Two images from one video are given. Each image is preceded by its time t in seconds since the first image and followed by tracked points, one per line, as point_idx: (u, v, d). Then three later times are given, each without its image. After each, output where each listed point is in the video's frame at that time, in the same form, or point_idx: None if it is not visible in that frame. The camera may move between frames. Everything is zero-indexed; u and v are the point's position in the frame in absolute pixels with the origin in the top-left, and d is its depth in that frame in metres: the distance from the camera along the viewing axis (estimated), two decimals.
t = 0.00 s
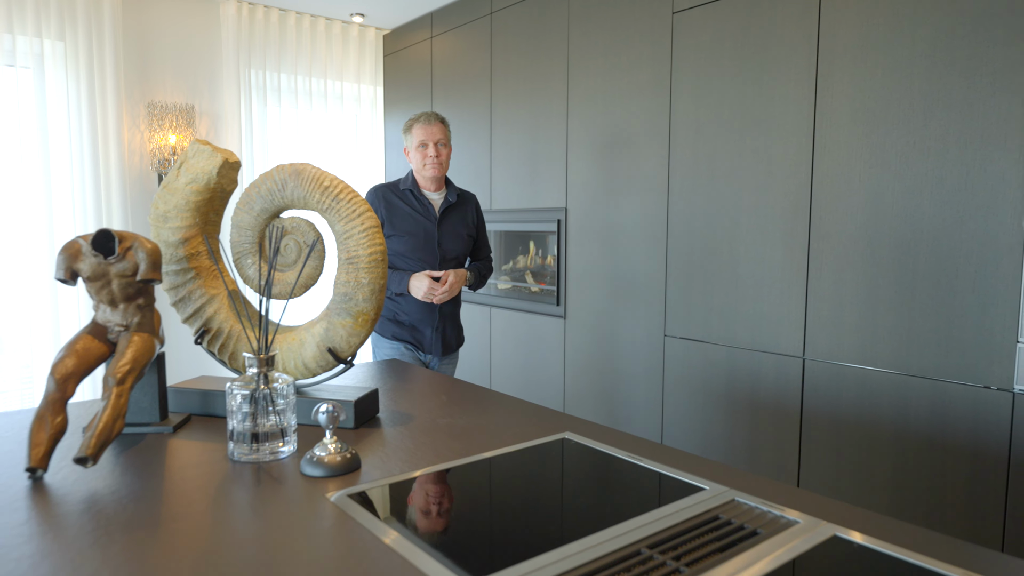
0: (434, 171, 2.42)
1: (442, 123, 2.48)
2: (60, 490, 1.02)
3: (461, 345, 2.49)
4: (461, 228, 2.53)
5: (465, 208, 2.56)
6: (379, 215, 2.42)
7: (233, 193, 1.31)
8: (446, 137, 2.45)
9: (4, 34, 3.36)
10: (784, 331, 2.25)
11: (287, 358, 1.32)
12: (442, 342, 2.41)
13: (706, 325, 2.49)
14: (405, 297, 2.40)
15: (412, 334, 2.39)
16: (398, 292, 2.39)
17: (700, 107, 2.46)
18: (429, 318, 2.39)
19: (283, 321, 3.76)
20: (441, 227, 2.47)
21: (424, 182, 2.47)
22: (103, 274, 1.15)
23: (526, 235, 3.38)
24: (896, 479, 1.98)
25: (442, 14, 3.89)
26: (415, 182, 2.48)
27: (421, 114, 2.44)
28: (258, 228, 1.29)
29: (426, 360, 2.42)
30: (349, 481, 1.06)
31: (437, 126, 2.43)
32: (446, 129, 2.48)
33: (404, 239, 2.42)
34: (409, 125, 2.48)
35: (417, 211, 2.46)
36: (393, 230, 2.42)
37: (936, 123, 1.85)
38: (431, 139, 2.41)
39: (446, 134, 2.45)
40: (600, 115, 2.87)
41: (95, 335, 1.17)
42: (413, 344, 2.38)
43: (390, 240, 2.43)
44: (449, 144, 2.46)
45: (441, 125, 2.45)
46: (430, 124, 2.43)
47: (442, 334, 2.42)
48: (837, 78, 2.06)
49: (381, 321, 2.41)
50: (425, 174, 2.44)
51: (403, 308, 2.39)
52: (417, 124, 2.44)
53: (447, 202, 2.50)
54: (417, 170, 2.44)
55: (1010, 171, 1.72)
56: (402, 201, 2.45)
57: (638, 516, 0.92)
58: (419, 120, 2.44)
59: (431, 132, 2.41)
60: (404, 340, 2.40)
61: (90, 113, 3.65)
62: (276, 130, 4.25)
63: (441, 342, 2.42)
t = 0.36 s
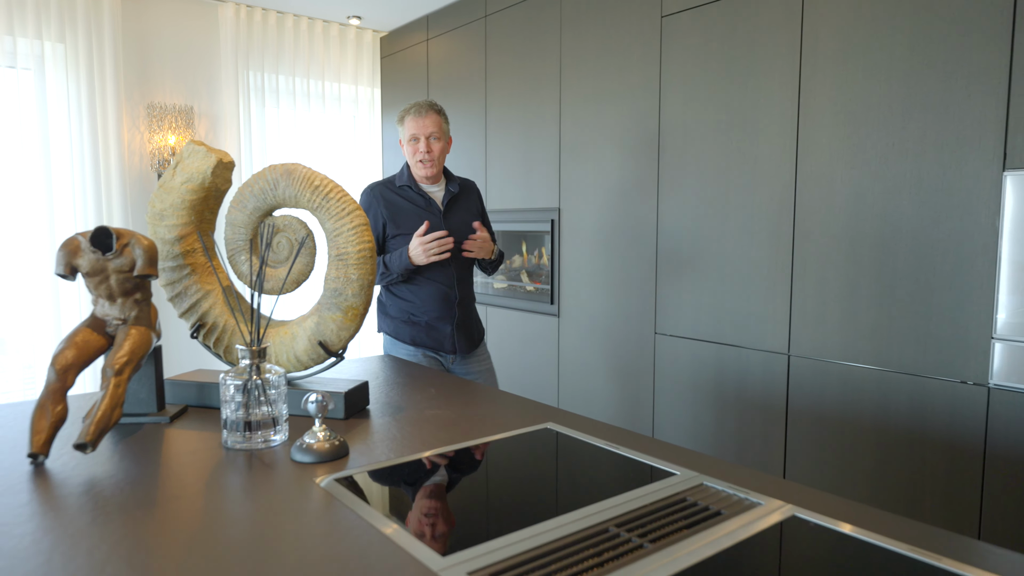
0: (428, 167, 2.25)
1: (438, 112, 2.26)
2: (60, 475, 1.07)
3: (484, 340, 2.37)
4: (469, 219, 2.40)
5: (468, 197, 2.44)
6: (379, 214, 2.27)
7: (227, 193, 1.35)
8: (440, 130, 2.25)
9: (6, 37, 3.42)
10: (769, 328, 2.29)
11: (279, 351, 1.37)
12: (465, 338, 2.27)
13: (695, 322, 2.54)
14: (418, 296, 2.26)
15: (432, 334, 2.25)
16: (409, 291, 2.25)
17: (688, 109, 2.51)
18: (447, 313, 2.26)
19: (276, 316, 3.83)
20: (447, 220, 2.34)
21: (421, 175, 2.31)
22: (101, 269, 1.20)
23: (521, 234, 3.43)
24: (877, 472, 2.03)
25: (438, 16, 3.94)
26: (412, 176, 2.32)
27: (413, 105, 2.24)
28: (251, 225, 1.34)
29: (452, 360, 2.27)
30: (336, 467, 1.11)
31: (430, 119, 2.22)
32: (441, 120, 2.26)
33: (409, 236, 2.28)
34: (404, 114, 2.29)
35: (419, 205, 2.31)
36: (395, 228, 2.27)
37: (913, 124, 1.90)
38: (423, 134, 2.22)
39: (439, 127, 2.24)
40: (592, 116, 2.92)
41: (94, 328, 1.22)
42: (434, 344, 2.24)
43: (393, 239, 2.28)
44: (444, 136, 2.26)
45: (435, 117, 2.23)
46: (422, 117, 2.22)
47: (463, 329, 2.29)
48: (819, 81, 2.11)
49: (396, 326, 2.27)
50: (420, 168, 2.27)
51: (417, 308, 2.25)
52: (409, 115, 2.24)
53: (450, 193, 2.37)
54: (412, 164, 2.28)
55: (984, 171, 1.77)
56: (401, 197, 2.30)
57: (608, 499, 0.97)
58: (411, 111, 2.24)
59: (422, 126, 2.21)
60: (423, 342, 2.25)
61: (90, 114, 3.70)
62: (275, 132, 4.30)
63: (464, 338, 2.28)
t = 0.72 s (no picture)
0: (454, 167, 2.13)
1: (464, 109, 2.14)
2: (65, 460, 1.13)
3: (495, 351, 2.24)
4: (488, 222, 2.26)
5: (492, 200, 2.28)
6: (394, 213, 2.20)
7: (224, 193, 1.41)
8: (468, 128, 2.13)
9: (9, 40, 3.48)
10: (754, 324, 2.35)
11: (274, 345, 1.43)
12: (473, 348, 2.16)
13: (682, 320, 2.60)
14: (427, 301, 2.17)
15: (439, 342, 2.16)
16: (418, 296, 2.17)
17: (676, 111, 2.57)
18: (454, 321, 2.15)
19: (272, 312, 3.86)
20: (465, 222, 2.20)
21: (445, 176, 2.18)
22: (104, 266, 1.27)
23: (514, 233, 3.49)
24: (856, 464, 2.09)
25: (434, 19, 3.99)
26: (434, 176, 2.20)
27: (439, 102, 2.12)
28: (247, 225, 1.40)
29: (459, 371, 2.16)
30: (327, 453, 1.17)
31: (457, 116, 2.10)
32: (468, 117, 2.14)
33: (422, 236, 2.17)
34: (426, 110, 2.16)
35: (437, 204, 2.20)
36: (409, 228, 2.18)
37: (890, 126, 1.96)
38: (450, 132, 2.10)
39: (467, 124, 2.12)
40: (584, 118, 2.98)
41: (97, 323, 1.28)
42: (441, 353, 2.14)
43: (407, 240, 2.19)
44: (472, 134, 2.14)
45: (462, 114, 2.11)
46: (449, 115, 2.10)
47: (473, 338, 2.18)
48: (800, 84, 2.17)
49: (404, 332, 2.20)
50: (445, 168, 2.15)
51: (425, 314, 2.16)
52: (434, 113, 2.12)
53: (473, 195, 2.22)
54: (436, 164, 2.16)
55: (957, 171, 1.83)
56: (420, 195, 2.20)
57: (581, 482, 1.03)
58: (436, 107, 2.13)
59: (449, 125, 2.08)
60: (431, 349, 2.16)
61: (92, 115, 3.76)
62: (274, 132, 4.36)
63: (473, 348, 2.17)
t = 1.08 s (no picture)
0: (504, 167, 2.00)
1: (517, 106, 1.99)
2: (73, 447, 1.20)
3: (543, 355, 2.08)
4: (538, 221, 2.09)
5: (546, 198, 2.11)
6: (442, 209, 2.11)
7: (223, 194, 1.48)
8: (520, 127, 1.98)
9: (13, 43, 3.55)
10: (739, 322, 2.42)
11: (272, 340, 1.49)
12: (517, 350, 2.04)
13: (671, 318, 2.66)
14: (470, 299, 2.09)
15: (482, 343, 2.07)
16: (462, 293, 2.09)
17: (664, 114, 2.63)
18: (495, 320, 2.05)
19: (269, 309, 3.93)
20: (513, 219, 2.06)
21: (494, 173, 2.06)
22: (109, 265, 1.33)
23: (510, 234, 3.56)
24: (836, 457, 2.15)
25: (430, 22, 4.06)
26: (484, 172, 2.08)
27: (491, 98, 1.98)
28: (245, 224, 1.47)
29: (501, 374, 2.06)
30: (321, 441, 1.24)
31: (508, 115, 1.95)
32: (520, 115, 1.99)
33: (468, 233, 2.07)
34: (479, 107, 2.03)
35: (486, 200, 2.08)
36: (456, 224, 2.09)
37: (868, 130, 2.03)
38: (500, 133, 1.96)
39: (519, 123, 1.97)
40: (575, 120, 3.04)
41: (102, 318, 1.35)
42: (483, 354, 2.05)
43: (454, 236, 2.11)
44: (524, 133, 1.99)
45: (513, 113, 1.96)
46: (500, 114, 1.95)
47: (517, 340, 2.05)
48: (783, 88, 2.23)
49: (448, 331, 2.13)
50: (495, 167, 2.02)
51: (469, 312, 2.08)
52: (485, 110, 1.98)
53: (524, 192, 2.07)
54: (487, 162, 2.04)
55: (931, 174, 1.89)
56: (468, 191, 2.09)
57: (559, 467, 1.10)
58: (487, 105, 1.99)
59: (499, 125, 1.94)
60: (474, 350, 2.08)
61: (94, 117, 3.82)
62: (273, 134, 4.42)
63: (516, 350, 2.05)
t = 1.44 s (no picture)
0: (542, 167, 1.93)
1: (555, 103, 1.89)
2: (80, 436, 1.27)
3: (579, 361, 2.02)
4: (576, 221, 2.02)
5: (583, 198, 2.05)
6: (478, 209, 2.04)
7: (223, 197, 1.54)
8: (558, 126, 1.89)
9: (16, 47, 3.62)
10: (724, 320, 2.48)
11: (269, 335, 1.56)
12: (554, 354, 1.97)
13: (659, 315, 2.73)
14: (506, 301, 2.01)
15: (518, 346, 1.98)
16: (498, 295, 2.01)
17: (652, 117, 2.70)
18: (533, 323, 1.97)
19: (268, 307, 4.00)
20: (551, 220, 1.99)
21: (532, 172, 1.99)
22: (114, 264, 1.39)
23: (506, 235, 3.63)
24: (818, 450, 2.22)
25: (427, 26, 4.13)
26: (521, 170, 2.01)
27: (528, 94, 1.88)
28: (244, 226, 1.54)
29: (536, 378, 1.98)
30: (315, 430, 1.31)
31: (545, 114, 1.87)
32: (558, 112, 1.90)
33: (505, 233, 2.01)
34: (517, 103, 1.94)
35: (523, 200, 2.01)
36: (492, 225, 2.02)
37: (847, 133, 2.10)
38: (537, 132, 1.88)
39: (556, 122, 1.89)
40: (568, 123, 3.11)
41: (107, 315, 1.41)
42: (519, 357, 1.97)
43: (489, 237, 2.04)
44: (561, 132, 1.91)
45: (551, 111, 1.87)
46: (537, 112, 1.87)
47: (554, 344, 1.98)
48: (766, 93, 2.30)
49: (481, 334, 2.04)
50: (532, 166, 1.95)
51: (504, 314, 2.00)
52: (522, 107, 1.89)
53: (561, 192, 2.01)
54: (524, 161, 1.97)
55: (907, 176, 1.96)
56: (505, 190, 2.03)
57: (539, 453, 1.17)
58: (524, 101, 1.90)
59: (536, 124, 1.86)
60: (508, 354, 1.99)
61: (96, 120, 3.89)
62: (272, 135, 4.49)
63: (553, 354, 1.98)
